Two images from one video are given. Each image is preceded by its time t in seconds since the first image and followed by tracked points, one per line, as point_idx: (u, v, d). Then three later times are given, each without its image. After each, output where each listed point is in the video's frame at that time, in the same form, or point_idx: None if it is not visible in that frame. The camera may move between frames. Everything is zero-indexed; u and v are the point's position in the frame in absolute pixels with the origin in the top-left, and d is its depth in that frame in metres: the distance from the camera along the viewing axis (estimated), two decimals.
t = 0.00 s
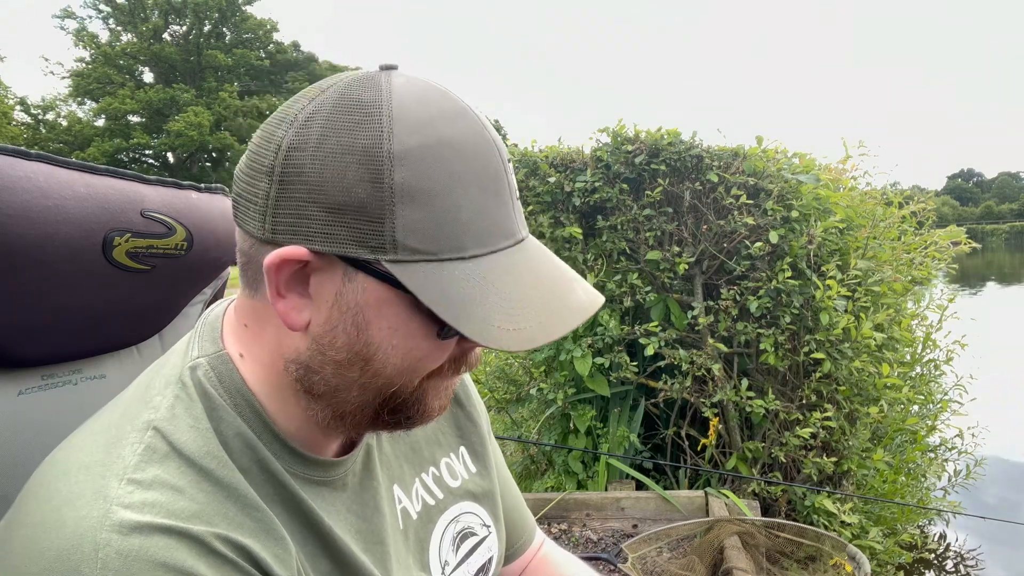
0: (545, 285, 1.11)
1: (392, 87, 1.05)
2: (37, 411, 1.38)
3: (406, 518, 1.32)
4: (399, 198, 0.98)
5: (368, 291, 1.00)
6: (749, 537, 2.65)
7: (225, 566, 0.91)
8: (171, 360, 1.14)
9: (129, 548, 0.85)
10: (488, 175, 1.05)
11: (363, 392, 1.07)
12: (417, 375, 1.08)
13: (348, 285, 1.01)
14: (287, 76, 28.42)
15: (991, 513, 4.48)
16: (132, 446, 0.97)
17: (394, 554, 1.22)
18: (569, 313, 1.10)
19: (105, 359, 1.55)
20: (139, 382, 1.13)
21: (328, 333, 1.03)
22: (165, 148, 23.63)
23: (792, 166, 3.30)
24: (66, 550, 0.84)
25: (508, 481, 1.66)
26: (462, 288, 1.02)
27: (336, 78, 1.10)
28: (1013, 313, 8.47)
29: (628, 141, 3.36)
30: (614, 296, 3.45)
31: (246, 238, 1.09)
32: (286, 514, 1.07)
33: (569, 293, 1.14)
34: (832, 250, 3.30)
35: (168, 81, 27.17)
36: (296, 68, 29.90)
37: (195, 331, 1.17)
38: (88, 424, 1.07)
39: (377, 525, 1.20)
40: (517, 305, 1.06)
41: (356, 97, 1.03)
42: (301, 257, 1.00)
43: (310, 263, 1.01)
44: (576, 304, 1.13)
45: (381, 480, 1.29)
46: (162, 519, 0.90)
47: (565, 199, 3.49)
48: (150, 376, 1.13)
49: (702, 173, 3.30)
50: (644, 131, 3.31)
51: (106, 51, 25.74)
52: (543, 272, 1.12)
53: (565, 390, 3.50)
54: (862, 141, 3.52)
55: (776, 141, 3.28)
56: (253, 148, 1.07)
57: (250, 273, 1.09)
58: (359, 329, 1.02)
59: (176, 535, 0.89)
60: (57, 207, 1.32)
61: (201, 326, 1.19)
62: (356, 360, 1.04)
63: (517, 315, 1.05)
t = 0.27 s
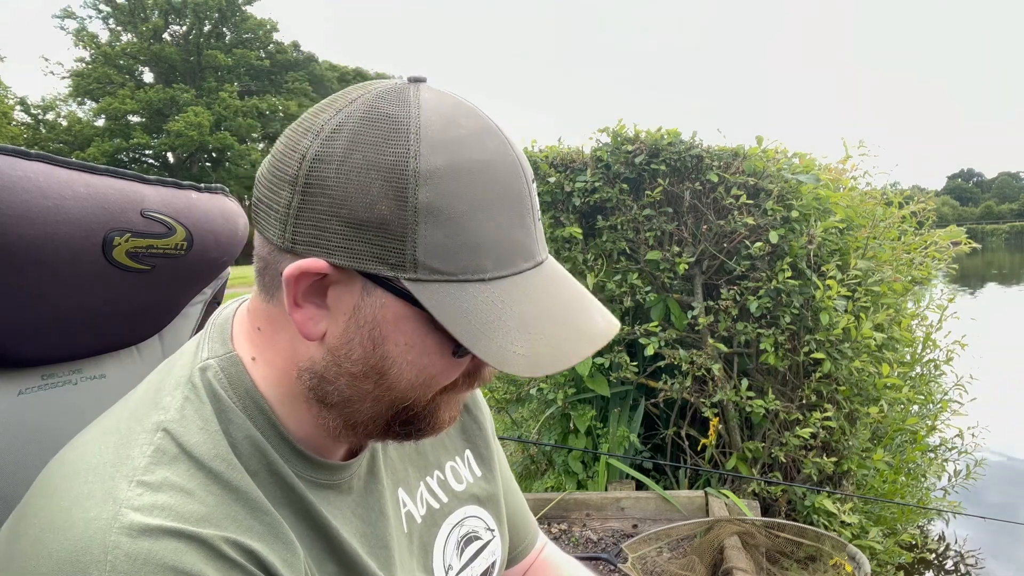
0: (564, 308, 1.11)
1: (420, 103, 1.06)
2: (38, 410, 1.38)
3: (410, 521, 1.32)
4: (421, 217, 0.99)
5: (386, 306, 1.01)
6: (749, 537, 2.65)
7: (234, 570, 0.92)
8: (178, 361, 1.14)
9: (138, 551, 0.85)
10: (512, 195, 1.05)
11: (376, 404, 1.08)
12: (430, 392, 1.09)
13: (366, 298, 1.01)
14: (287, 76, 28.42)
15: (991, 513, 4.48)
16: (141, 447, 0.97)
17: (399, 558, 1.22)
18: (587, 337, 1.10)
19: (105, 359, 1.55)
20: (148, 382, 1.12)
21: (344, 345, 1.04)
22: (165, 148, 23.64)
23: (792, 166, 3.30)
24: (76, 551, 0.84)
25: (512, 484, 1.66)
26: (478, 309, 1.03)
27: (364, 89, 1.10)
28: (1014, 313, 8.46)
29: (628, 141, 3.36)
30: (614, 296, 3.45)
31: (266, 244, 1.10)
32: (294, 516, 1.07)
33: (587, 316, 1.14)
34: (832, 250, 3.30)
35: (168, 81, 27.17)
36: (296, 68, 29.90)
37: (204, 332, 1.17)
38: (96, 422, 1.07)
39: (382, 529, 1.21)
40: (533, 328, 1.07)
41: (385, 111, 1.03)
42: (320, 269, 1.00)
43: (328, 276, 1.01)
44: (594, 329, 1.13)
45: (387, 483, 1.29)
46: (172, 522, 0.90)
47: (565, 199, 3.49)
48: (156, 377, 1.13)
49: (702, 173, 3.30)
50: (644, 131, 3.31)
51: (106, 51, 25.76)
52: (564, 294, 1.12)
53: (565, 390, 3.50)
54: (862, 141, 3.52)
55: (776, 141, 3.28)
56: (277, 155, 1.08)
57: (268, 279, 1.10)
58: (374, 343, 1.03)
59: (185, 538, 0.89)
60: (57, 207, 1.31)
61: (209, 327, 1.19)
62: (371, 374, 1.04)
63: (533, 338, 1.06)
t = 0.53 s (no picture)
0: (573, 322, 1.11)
1: (438, 111, 1.06)
2: (38, 411, 1.38)
3: (413, 523, 1.31)
4: (434, 227, 0.99)
5: (397, 313, 1.01)
6: (749, 537, 2.65)
7: (240, 571, 0.92)
8: (182, 361, 1.14)
9: (145, 551, 0.85)
10: (526, 208, 1.05)
11: (383, 409, 1.08)
12: (437, 399, 1.09)
13: (378, 305, 1.01)
14: (287, 76, 28.43)
15: (991, 514, 4.47)
16: (148, 447, 0.97)
17: (401, 560, 1.22)
18: (596, 351, 1.11)
19: (105, 359, 1.55)
20: (153, 382, 1.12)
21: (354, 350, 1.03)
22: (165, 148, 23.65)
23: (792, 166, 3.31)
24: (83, 551, 0.84)
25: (515, 487, 1.66)
26: (488, 320, 1.03)
27: (382, 95, 1.10)
28: (1014, 313, 8.45)
29: (628, 141, 3.36)
30: (614, 296, 3.45)
31: (278, 246, 1.10)
32: (299, 517, 1.07)
33: (597, 331, 1.14)
34: (832, 250, 3.30)
35: (168, 80, 27.17)
36: (296, 68, 29.90)
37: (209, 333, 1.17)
38: (102, 421, 1.07)
39: (385, 531, 1.20)
40: (542, 341, 1.07)
41: (403, 119, 1.03)
42: (332, 274, 1.00)
43: (340, 280, 1.01)
44: (603, 344, 1.13)
45: (390, 485, 1.29)
46: (178, 522, 0.89)
47: (565, 199, 3.49)
48: (161, 377, 1.13)
49: (702, 173, 3.30)
50: (644, 131, 3.32)
51: (106, 51, 25.76)
52: (575, 308, 1.12)
53: (565, 390, 3.50)
54: (862, 141, 3.52)
55: (776, 141, 3.28)
56: (293, 158, 1.08)
57: (279, 280, 1.10)
58: (384, 350, 1.03)
59: (192, 539, 0.89)
60: (57, 207, 1.31)
61: (215, 328, 1.19)
62: (380, 380, 1.04)
63: (542, 351, 1.06)
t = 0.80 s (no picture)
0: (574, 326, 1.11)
1: (442, 113, 1.06)
2: (38, 411, 1.38)
3: (413, 523, 1.31)
4: (436, 229, 0.99)
5: (398, 314, 1.01)
6: (749, 537, 2.65)
7: (242, 571, 0.92)
8: (182, 361, 1.14)
9: (146, 551, 0.85)
10: (528, 210, 1.05)
11: (383, 410, 1.08)
12: (437, 401, 1.09)
13: (378, 305, 1.01)
14: (287, 76, 28.43)
15: (991, 514, 4.48)
16: (149, 447, 0.96)
17: (402, 560, 1.22)
18: (597, 356, 1.10)
19: (105, 359, 1.55)
20: (154, 382, 1.12)
21: (354, 351, 1.03)
22: (165, 148, 23.65)
23: (792, 166, 3.31)
24: (84, 551, 0.84)
25: (516, 488, 1.66)
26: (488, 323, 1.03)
27: (386, 96, 1.11)
28: (1014, 313, 8.45)
29: (628, 141, 3.36)
30: (614, 296, 3.45)
31: (281, 246, 1.10)
32: (301, 517, 1.07)
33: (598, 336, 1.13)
34: (832, 249, 3.30)
35: (168, 80, 27.17)
36: (296, 68, 29.91)
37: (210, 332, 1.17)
38: (103, 421, 1.07)
39: (386, 531, 1.21)
40: (543, 345, 1.06)
41: (406, 120, 1.03)
42: (333, 274, 1.01)
43: (342, 281, 1.01)
44: (604, 349, 1.13)
45: (391, 485, 1.29)
46: (179, 522, 0.89)
47: (565, 199, 3.49)
48: (161, 377, 1.13)
49: (702, 173, 3.30)
50: (643, 131, 3.32)
51: (106, 51, 25.76)
52: (576, 311, 1.12)
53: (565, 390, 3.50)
54: (862, 141, 3.52)
55: (776, 141, 3.28)
56: (297, 157, 1.08)
57: (281, 280, 1.10)
58: (384, 351, 1.03)
59: (193, 539, 0.89)
60: (57, 207, 1.31)
61: (216, 327, 1.19)
62: (380, 380, 1.04)
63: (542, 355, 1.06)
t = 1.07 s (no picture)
0: (570, 325, 1.11)
1: (439, 112, 1.06)
2: (38, 411, 1.38)
3: (413, 524, 1.32)
4: (433, 228, 0.99)
5: (395, 313, 1.01)
6: (749, 537, 2.65)
7: (241, 571, 0.91)
8: (181, 361, 1.14)
9: (145, 552, 0.85)
10: (524, 209, 1.05)
11: (380, 411, 1.08)
12: (434, 402, 1.09)
13: (375, 304, 1.02)
14: (287, 76, 28.43)
15: (991, 513, 4.48)
16: (148, 448, 0.97)
17: (401, 560, 1.22)
18: (593, 356, 1.10)
19: (105, 359, 1.55)
20: (153, 383, 1.12)
21: (351, 350, 1.04)
22: (165, 148, 23.65)
23: (792, 166, 3.31)
24: (83, 551, 0.84)
25: (515, 487, 1.66)
26: (484, 321, 1.03)
27: (384, 94, 1.10)
28: (1014, 313, 8.45)
29: (628, 141, 3.36)
30: (614, 296, 3.45)
31: (278, 245, 1.10)
32: (299, 517, 1.07)
33: (595, 336, 1.13)
34: (832, 249, 3.30)
35: (168, 80, 27.16)
36: (296, 68, 29.90)
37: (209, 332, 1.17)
38: (102, 421, 1.07)
39: (385, 531, 1.21)
40: (539, 344, 1.06)
41: (403, 118, 1.03)
42: (331, 273, 1.01)
43: (339, 280, 1.02)
44: (601, 349, 1.12)
45: (390, 485, 1.29)
46: (179, 523, 0.89)
47: (565, 199, 3.49)
48: (160, 377, 1.13)
49: (702, 173, 3.30)
50: (644, 131, 3.32)
51: (106, 51, 25.76)
52: (573, 310, 1.12)
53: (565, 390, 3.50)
54: (862, 141, 3.52)
55: (776, 141, 3.28)
56: (294, 156, 1.09)
57: (280, 278, 1.10)
58: (381, 350, 1.03)
59: (192, 539, 0.89)
60: (57, 207, 1.31)
61: (215, 328, 1.19)
62: (376, 380, 1.04)
63: (538, 355, 1.05)
